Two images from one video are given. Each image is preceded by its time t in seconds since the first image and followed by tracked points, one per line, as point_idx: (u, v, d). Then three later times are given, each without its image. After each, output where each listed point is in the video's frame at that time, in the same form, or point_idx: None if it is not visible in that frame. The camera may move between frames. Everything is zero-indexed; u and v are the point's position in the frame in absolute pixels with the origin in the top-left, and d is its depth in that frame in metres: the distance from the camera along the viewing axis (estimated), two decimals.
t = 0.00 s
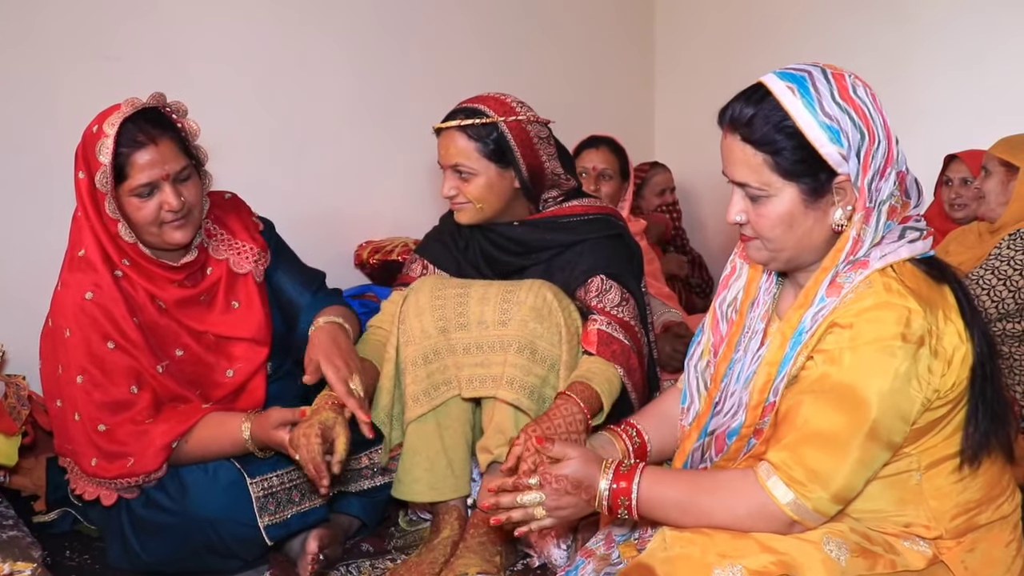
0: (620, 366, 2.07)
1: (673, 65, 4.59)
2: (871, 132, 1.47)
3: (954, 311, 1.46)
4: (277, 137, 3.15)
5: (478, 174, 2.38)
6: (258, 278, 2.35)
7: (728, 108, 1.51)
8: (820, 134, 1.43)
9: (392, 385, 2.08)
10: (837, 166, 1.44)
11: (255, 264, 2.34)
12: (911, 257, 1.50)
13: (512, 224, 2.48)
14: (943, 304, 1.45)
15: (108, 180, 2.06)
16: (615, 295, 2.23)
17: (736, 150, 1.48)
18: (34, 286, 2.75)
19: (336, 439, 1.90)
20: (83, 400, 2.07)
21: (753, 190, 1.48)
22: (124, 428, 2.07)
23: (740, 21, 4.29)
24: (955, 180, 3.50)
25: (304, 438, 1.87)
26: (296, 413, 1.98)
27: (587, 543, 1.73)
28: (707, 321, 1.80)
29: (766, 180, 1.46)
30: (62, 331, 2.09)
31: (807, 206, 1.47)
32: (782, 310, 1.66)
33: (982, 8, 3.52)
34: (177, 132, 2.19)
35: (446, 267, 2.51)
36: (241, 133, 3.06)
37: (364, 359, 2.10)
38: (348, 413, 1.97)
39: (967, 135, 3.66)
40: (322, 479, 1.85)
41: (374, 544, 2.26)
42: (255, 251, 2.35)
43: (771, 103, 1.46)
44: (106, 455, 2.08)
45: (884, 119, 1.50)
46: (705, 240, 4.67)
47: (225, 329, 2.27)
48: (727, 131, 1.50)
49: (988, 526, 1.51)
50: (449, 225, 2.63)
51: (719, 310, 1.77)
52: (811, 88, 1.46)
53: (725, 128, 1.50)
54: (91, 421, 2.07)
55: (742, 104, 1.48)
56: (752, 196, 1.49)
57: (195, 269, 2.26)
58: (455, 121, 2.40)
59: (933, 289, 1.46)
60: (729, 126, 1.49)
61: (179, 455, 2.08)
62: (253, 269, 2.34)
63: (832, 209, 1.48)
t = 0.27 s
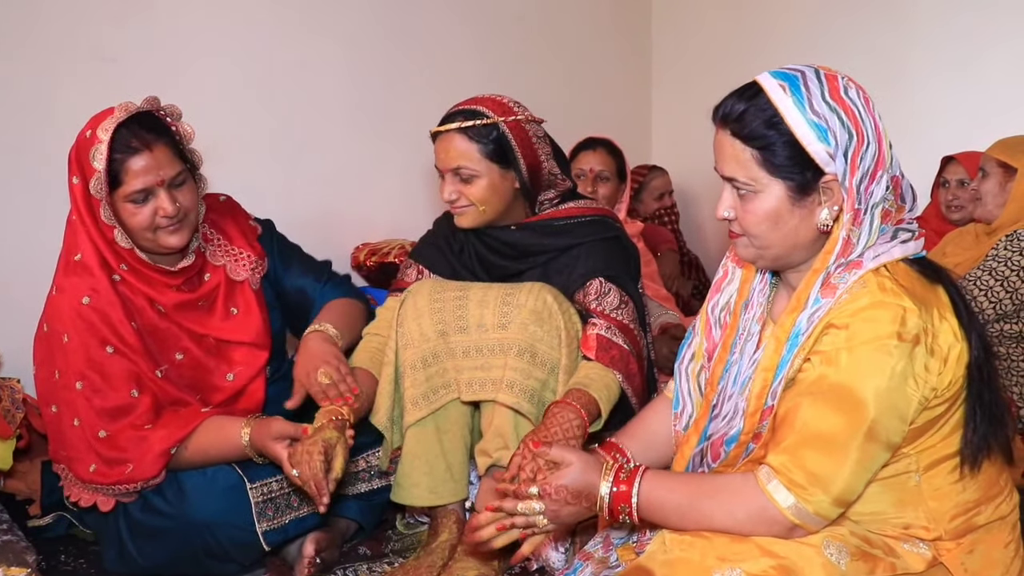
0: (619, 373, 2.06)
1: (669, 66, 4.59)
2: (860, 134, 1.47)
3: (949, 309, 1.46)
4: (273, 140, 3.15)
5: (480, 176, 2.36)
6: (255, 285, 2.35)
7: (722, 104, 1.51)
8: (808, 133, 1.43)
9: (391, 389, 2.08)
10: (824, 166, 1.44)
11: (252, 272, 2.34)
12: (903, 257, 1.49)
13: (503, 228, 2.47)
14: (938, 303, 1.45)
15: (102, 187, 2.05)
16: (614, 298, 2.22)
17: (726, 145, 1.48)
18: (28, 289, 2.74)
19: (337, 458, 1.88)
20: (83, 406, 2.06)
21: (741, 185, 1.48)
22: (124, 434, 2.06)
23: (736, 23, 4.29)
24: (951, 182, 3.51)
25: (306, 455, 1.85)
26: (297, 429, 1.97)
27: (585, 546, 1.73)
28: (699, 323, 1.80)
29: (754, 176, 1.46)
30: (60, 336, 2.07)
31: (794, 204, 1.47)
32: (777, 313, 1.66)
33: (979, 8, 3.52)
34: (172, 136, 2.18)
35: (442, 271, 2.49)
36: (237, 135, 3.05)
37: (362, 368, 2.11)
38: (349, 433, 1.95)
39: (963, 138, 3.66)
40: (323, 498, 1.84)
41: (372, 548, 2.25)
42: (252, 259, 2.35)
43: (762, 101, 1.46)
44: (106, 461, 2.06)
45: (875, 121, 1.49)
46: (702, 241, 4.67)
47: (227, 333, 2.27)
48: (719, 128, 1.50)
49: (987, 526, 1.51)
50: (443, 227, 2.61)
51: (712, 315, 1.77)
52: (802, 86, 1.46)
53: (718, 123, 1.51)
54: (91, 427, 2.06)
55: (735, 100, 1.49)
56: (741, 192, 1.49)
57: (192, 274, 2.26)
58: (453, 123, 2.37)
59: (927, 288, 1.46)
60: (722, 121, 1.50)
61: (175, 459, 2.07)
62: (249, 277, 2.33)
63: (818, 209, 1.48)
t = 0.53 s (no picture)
0: (614, 380, 2.05)
1: (667, 71, 4.60)
2: (863, 133, 1.47)
3: (947, 311, 1.46)
4: (271, 141, 3.14)
5: (489, 180, 2.34)
6: (255, 288, 2.36)
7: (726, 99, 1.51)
8: (809, 129, 1.43)
9: (387, 393, 2.07)
10: (824, 162, 1.43)
11: (252, 273, 2.35)
12: (904, 258, 1.50)
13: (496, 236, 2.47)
14: (936, 305, 1.45)
15: (104, 188, 2.04)
16: (612, 302, 2.21)
17: (729, 139, 1.49)
18: (25, 290, 2.74)
19: (335, 442, 1.92)
20: (80, 408, 2.04)
21: (742, 179, 1.48)
22: (121, 436, 2.05)
23: (734, 26, 4.30)
24: (948, 186, 3.52)
25: (304, 438, 1.87)
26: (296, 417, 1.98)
27: (584, 550, 1.73)
28: (699, 324, 1.80)
29: (754, 170, 1.46)
30: (58, 338, 2.06)
31: (792, 200, 1.46)
32: (776, 313, 1.65)
33: (978, 11, 3.52)
34: (172, 138, 2.18)
35: (439, 274, 2.51)
36: (234, 137, 3.05)
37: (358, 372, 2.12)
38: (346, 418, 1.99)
39: (960, 141, 3.67)
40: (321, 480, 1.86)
41: (370, 551, 2.24)
42: (252, 261, 2.36)
43: (766, 96, 1.46)
44: (102, 463, 2.05)
45: (878, 122, 1.49)
46: (700, 245, 4.68)
47: (226, 335, 2.27)
48: (723, 122, 1.51)
49: (985, 531, 1.51)
50: (439, 231, 2.62)
51: (712, 317, 1.77)
52: (806, 83, 1.46)
53: (722, 117, 1.51)
54: (87, 430, 2.04)
55: (738, 95, 1.49)
56: (741, 186, 1.49)
57: (191, 275, 2.25)
58: (456, 131, 2.33)
59: (926, 290, 1.46)
60: (726, 115, 1.50)
61: (171, 461, 2.07)
62: (249, 278, 2.34)
63: (818, 206, 1.47)
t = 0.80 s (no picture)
0: (613, 377, 2.05)
1: (666, 72, 4.60)
2: (875, 128, 1.46)
3: (955, 314, 1.45)
4: (269, 141, 3.14)
5: (505, 174, 2.34)
6: (251, 285, 2.33)
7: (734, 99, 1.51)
8: (821, 127, 1.43)
9: (384, 392, 2.09)
10: (837, 159, 1.44)
11: (248, 270, 2.32)
12: (914, 257, 1.49)
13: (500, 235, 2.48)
14: (944, 307, 1.45)
15: (102, 183, 2.04)
16: (609, 300, 2.21)
17: (739, 140, 1.48)
18: (21, 290, 2.73)
19: (334, 443, 1.90)
20: (71, 406, 2.04)
21: (754, 180, 1.48)
22: (113, 435, 2.04)
23: (733, 27, 4.30)
24: (948, 188, 3.53)
25: (302, 439, 1.86)
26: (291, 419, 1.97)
27: (583, 550, 1.73)
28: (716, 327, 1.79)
29: (766, 169, 1.46)
30: (51, 336, 2.06)
31: (807, 198, 1.46)
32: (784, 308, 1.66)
33: (976, 13, 3.53)
34: (173, 136, 2.17)
35: (441, 273, 2.50)
36: (232, 136, 3.04)
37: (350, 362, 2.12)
38: (345, 420, 1.96)
39: (958, 142, 3.67)
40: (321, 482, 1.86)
41: (368, 552, 2.24)
42: (247, 257, 2.33)
43: (775, 95, 1.46)
44: (94, 462, 2.05)
45: (889, 116, 1.50)
46: (699, 246, 4.68)
47: (218, 336, 2.25)
48: (732, 122, 1.51)
49: (987, 534, 1.51)
50: (443, 229, 2.62)
51: (726, 310, 1.78)
52: (816, 80, 1.46)
53: (731, 118, 1.51)
54: (79, 427, 2.04)
55: (747, 95, 1.49)
56: (753, 186, 1.49)
57: (186, 275, 2.25)
58: (471, 127, 2.32)
59: (934, 291, 1.46)
60: (735, 116, 1.50)
61: (167, 461, 2.06)
62: (246, 275, 2.32)
63: (832, 204, 1.48)
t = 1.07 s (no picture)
0: (617, 372, 2.04)
1: (664, 72, 4.60)
2: (877, 127, 1.46)
3: (958, 312, 1.45)
4: (268, 140, 3.13)
5: (522, 168, 2.36)
6: (251, 285, 2.32)
7: (735, 101, 1.51)
8: (825, 129, 1.43)
9: (386, 391, 2.10)
10: (842, 160, 1.44)
11: (247, 271, 2.32)
12: (916, 254, 1.49)
13: (498, 238, 2.46)
14: (948, 304, 1.45)
15: (102, 183, 2.03)
16: (613, 298, 2.21)
17: (742, 144, 1.48)
18: (18, 291, 2.71)
19: (337, 445, 1.88)
20: (72, 404, 2.04)
21: (758, 183, 1.48)
22: (114, 435, 2.03)
23: (731, 27, 4.30)
24: (947, 188, 3.54)
25: (305, 443, 1.86)
26: (292, 420, 1.97)
27: (584, 549, 1.73)
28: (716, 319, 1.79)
29: (770, 173, 1.46)
30: (53, 335, 2.06)
31: (812, 200, 1.46)
32: (785, 306, 1.66)
33: (973, 14, 3.53)
34: (173, 135, 2.16)
35: (440, 271, 2.52)
36: (232, 135, 3.04)
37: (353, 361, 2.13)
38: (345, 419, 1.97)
39: (957, 142, 3.67)
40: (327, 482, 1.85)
41: (368, 551, 2.24)
42: (246, 258, 2.32)
43: (777, 98, 1.46)
44: (95, 462, 2.04)
45: (891, 115, 1.49)
46: (697, 246, 4.68)
47: (221, 334, 2.25)
48: (733, 125, 1.50)
49: (989, 532, 1.51)
50: (443, 229, 2.63)
51: (726, 306, 1.78)
52: (817, 81, 1.45)
53: (733, 122, 1.50)
54: (81, 427, 2.03)
55: (748, 97, 1.48)
56: (757, 189, 1.49)
57: (187, 274, 2.24)
58: (487, 123, 2.33)
59: (936, 288, 1.46)
60: (736, 119, 1.49)
61: (168, 460, 2.05)
62: (245, 277, 2.31)
63: (837, 204, 1.47)
